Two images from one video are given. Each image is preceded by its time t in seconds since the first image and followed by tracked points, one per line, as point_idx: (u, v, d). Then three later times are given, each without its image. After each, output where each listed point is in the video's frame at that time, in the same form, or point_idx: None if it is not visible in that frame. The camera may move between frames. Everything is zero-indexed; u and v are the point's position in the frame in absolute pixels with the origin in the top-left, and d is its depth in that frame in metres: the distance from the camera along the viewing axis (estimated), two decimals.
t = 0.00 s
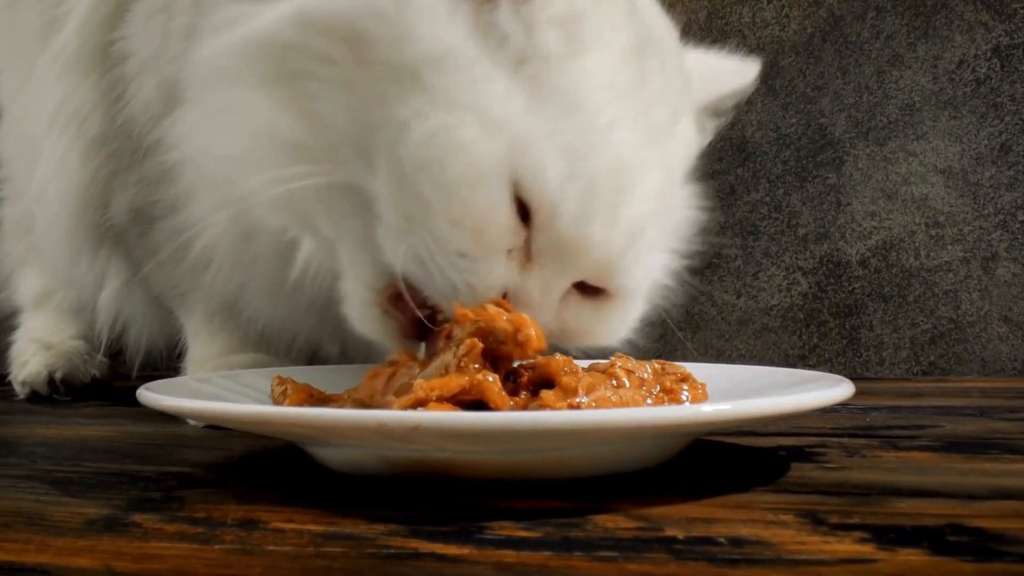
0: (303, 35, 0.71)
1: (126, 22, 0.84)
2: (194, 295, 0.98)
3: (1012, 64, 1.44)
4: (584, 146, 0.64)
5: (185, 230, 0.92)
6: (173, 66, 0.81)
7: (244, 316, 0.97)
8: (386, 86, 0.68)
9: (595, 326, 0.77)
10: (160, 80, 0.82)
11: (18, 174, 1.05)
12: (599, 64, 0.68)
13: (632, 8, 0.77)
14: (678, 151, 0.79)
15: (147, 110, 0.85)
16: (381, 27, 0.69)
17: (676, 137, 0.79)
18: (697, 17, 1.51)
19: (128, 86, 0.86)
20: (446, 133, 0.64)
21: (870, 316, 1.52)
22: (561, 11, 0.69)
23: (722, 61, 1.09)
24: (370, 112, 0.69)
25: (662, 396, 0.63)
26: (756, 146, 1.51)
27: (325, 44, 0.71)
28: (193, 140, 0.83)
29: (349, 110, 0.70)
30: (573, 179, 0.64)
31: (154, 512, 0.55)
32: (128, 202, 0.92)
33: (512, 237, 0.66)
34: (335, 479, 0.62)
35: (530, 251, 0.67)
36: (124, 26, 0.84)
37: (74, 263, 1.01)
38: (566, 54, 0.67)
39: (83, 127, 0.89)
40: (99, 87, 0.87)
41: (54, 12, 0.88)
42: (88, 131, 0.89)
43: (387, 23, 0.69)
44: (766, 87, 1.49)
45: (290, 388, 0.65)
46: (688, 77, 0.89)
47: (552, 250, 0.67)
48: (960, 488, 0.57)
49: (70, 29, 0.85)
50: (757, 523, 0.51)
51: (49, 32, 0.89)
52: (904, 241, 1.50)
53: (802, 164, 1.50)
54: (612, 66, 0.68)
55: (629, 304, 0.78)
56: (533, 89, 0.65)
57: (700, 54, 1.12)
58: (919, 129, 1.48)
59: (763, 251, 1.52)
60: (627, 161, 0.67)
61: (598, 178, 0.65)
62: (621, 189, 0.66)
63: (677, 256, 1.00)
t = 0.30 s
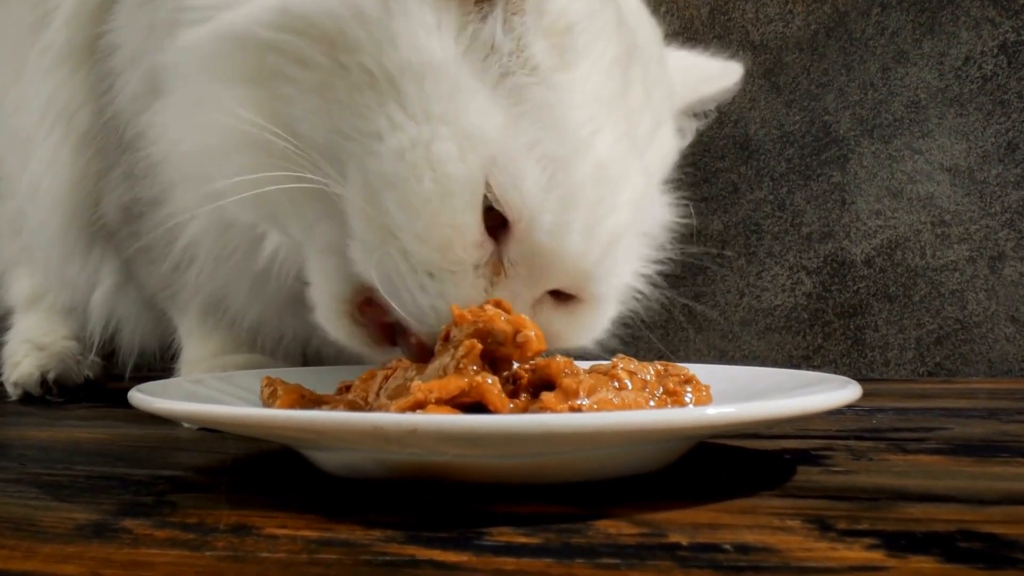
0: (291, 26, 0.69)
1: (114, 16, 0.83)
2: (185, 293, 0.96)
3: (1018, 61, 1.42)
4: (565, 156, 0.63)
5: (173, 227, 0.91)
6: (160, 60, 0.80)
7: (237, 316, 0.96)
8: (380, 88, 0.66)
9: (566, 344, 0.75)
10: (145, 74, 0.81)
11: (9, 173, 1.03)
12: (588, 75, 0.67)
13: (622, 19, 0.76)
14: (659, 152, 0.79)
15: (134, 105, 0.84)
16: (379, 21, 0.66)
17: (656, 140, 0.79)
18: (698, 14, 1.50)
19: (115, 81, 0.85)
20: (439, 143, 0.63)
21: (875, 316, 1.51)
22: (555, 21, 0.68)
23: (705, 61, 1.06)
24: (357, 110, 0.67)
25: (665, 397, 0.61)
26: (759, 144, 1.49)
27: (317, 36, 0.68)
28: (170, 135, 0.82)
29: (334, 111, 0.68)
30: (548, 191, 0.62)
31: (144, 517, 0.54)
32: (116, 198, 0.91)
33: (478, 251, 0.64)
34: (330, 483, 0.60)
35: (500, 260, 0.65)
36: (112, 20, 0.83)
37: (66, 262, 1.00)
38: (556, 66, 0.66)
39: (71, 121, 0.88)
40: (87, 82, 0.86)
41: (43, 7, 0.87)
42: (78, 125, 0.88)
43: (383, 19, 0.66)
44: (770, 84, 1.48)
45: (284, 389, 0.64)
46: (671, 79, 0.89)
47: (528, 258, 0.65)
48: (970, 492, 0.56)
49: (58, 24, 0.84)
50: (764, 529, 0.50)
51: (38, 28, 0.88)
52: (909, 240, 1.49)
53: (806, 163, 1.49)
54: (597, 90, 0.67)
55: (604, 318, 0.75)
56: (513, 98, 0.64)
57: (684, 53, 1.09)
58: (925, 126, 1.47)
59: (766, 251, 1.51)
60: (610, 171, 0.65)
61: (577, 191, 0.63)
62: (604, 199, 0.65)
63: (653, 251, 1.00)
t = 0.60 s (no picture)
0: (270, 66, 0.70)
1: (104, 11, 0.81)
2: (180, 294, 0.95)
3: None
4: (560, 169, 0.61)
5: (166, 227, 0.89)
6: (148, 58, 0.78)
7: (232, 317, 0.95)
8: (366, 125, 0.67)
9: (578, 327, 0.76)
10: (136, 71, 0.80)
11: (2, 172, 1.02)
12: (583, 77, 0.64)
13: None
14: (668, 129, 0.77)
15: (125, 102, 0.83)
16: (356, 57, 0.67)
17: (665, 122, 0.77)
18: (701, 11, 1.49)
19: (106, 77, 0.83)
20: (428, 182, 0.62)
21: (880, 317, 1.49)
22: (544, 26, 0.64)
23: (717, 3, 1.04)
24: (346, 151, 0.68)
25: (668, 399, 0.60)
26: (763, 141, 1.48)
27: (299, 75, 0.69)
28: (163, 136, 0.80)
29: (324, 150, 0.69)
30: (548, 204, 0.61)
31: (134, 522, 0.52)
32: (110, 196, 0.90)
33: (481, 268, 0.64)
34: (326, 487, 0.59)
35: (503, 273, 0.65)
36: (102, 15, 0.82)
37: (58, 261, 0.99)
38: (546, 75, 0.64)
39: (61, 118, 0.87)
40: (77, 78, 0.84)
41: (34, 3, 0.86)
42: (67, 124, 0.87)
43: (363, 54, 0.66)
44: (774, 82, 1.46)
45: (278, 391, 0.62)
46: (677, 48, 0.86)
47: (531, 267, 0.64)
48: (981, 497, 0.54)
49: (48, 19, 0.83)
50: (770, 535, 0.49)
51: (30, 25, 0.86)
52: (915, 240, 1.48)
53: (810, 161, 1.47)
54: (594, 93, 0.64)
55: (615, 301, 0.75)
56: (505, 116, 0.62)
57: None
58: (930, 123, 1.45)
59: (769, 250, 1.49)
60: (614, 170, 0.63)
61: (577, 199, 0.61)
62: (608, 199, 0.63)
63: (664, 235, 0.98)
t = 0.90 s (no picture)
0: (264, 78, 0.68)
1: (93, 8, 0.80)
2: (173, 294, 0.94)
3: None
4: (569, 166, 0.62)
5: (159, 228, 0.88)
6: (139, 55, 0.77)
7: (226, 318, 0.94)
8: (368, 134, 0.65)
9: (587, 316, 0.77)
10: (126, 69, 0.78)
11: None
12: (587, 69, 0.64)
13: None
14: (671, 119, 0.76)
15: (115, 100, 0.81)
16: (354, 66, 0.65)
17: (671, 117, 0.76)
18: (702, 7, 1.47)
19: (96, 75, 0.82)
20: (433, 190, 0.62)
21: (885, 317, 1.48)
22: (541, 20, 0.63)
23: None
24: (349, 162, 0.67)
25: (672, 401, 0.59)
26: (766, 139, 1.46)
27: (295, 87, 0.67)
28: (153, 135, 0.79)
29: (325, 161, 0.68)
30: (561, 202, 0.62)
31: (125, 527, 0.51)
32: (101, 196, 0.89)
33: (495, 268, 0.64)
34: (321, 490, 0.58)
35: (516, 273, 0.65)
36: (91, 12, 0.80)
37: (51, 261, 0.98)
38: (550, 70, 0.63)
39: (51, 118, 0.85)
40: (66, 77, 0.83)
41: None
42: (59, 123, 0.85)
43: (360, 63, 0.65)
44: (777, 79, 1.45)
45: (273, 393, 0.61)
46: (678, 30, 0.84)
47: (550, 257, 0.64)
48: (992, 501, 0.53)
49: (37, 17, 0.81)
50: (775, 541, 0.47)
51: (20, 22, 0.85)
52: (921, 238, 1.46)
53: (814, 159, 1.46)
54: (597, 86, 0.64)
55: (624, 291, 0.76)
56: (510, 117, 0.62)
57: None
58: (936, 120, 1.44)
59: (773, 250, 1.48)
60: (621, 163, 0.64)
61: (589, 193, 0.63)
62: (616, 190, 0.64)
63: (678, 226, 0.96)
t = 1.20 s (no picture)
0: (277, 92, 0.66)
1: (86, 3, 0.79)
2: (167, 295, 0.93)
3: None
4: (588, 164, 0.61)
5: (155, 227, 0.87)
6: (134, 51, 0.75)
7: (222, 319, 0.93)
8: (381, 144, 0.64)
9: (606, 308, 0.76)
10: (119, 66, 0.77)
11: None
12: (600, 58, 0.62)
13: None
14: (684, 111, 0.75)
15: (108, 97, 0.80)
16: (368, 78, 0.63)
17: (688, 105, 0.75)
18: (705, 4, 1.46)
19: (89, 72, 0.81)
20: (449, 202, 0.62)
21: (890, 317, 1.47)
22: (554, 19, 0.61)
23: None
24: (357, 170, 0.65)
25: (675, 403, 0.58)
26: (769, 137, 1.45)
27: (306, 99, 0.66)
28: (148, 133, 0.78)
29: (340, 172, 0.66)
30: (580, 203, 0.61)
31: (115, 533, 0.50)
32: (95, 196, 0.88)
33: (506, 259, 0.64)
34: (317, 495, 0.56)
35: (535, 272, 0.65)
36: (84, 8, 0.79)
37: (43, 261, 0.96)
38: (566, 65, 0.62)
39: (44, 115, 0.84)
40: (60, 74, 0.82)
41: None
42: (53, 121, 0.84)
43: (375, 75, 0.63)
44: (780, 76, 1.44)
45: (268, 395, 0.60)
46: (694, 18, 0.83)
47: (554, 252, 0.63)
48: (1003, 506, 0.52)
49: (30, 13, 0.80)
50: (783, 547, 0.46)
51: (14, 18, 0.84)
52: (927, 237, 1.45)
53: (818, 157, 1.45)
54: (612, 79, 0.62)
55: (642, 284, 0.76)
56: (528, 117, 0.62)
57: None
58: (942, 118, 1.42)
59: (776, 248, 1.47)
60: (641, 163, 0.63)
61: (607, 194, 0.62)
62: (636, 191, 0.63)
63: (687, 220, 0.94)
